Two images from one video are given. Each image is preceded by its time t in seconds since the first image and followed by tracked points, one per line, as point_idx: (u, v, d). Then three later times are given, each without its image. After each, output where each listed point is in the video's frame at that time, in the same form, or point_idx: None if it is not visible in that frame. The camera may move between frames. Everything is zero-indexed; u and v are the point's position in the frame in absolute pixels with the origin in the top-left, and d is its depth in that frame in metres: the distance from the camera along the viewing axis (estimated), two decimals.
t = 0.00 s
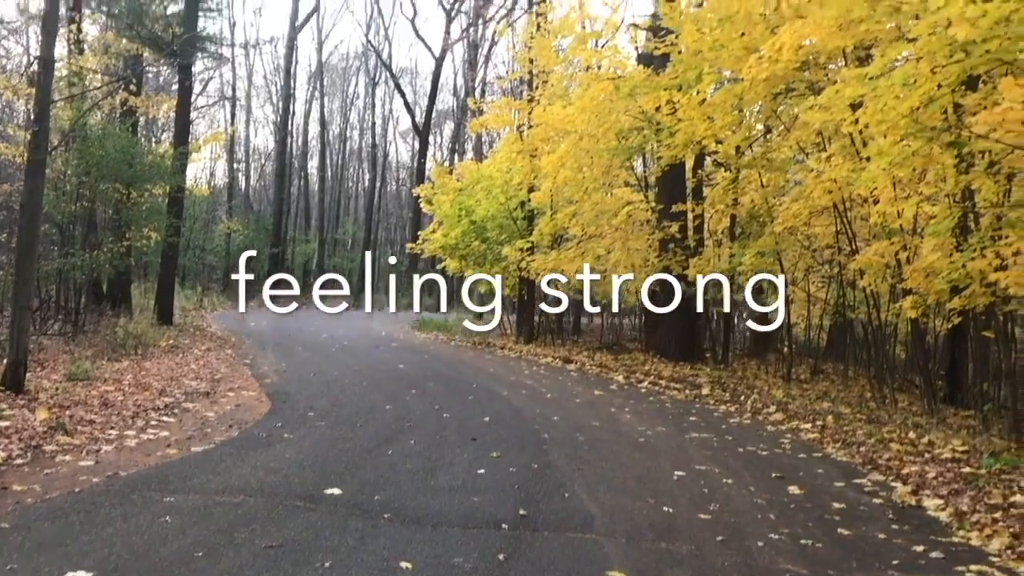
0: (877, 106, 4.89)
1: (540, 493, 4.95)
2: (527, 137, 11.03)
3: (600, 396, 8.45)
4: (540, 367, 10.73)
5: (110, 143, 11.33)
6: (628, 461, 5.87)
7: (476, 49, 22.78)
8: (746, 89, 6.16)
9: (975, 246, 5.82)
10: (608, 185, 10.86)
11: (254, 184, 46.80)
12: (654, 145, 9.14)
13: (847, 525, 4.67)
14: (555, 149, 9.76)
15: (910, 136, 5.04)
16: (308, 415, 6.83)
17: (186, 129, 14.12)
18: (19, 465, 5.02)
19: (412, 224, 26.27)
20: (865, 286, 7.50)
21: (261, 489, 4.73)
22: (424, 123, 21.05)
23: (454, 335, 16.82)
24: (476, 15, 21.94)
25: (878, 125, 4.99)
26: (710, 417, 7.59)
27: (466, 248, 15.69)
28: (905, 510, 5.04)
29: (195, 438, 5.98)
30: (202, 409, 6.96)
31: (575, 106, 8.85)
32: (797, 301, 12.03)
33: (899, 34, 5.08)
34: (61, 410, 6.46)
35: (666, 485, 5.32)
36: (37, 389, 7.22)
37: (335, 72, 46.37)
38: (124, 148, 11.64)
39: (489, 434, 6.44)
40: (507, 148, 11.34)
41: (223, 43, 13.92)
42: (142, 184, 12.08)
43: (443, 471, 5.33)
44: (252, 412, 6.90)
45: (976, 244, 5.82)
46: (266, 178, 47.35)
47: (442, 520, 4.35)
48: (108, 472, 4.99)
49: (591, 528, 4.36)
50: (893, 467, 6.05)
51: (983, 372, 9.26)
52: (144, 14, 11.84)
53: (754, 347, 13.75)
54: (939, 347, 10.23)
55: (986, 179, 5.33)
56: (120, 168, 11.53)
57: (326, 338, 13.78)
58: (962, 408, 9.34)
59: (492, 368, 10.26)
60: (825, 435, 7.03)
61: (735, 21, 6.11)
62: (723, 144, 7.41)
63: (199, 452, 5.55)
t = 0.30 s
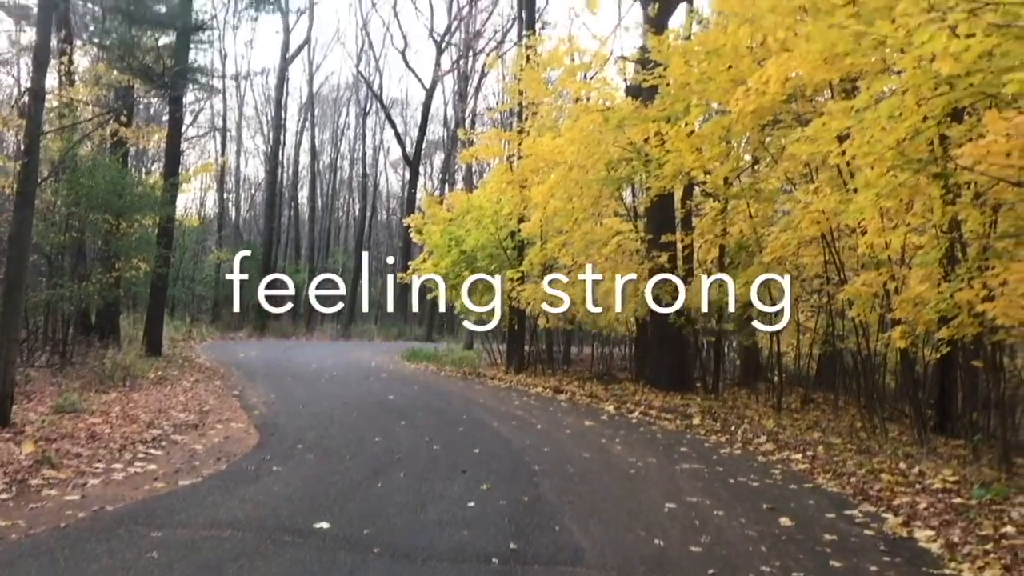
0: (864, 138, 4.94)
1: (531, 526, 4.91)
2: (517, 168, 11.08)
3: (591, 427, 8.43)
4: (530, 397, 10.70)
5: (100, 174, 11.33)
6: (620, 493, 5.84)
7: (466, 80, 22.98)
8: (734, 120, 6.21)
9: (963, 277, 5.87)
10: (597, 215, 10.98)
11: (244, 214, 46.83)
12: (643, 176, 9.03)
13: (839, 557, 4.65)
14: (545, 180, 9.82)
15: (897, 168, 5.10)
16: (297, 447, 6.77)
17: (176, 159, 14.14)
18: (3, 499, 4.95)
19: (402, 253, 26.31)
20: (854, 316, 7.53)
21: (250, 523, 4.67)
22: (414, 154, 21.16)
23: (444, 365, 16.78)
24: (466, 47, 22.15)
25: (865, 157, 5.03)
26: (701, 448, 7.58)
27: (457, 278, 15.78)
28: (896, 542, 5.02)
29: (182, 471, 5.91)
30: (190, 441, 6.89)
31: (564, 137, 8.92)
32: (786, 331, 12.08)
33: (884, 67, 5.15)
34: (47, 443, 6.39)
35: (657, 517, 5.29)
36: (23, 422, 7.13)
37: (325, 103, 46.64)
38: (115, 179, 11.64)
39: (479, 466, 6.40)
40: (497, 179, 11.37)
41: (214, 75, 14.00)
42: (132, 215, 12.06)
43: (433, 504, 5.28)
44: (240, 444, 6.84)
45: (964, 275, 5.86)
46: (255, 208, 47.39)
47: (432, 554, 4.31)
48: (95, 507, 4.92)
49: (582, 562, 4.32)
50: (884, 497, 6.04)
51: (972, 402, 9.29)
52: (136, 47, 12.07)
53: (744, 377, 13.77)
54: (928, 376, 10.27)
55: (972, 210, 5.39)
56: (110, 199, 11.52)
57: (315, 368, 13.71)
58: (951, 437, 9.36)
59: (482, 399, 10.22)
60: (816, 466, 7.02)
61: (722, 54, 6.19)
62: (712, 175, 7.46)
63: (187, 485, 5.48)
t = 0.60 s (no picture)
0: (849, 176, 5.01)
1: (520, 565, 4.85)
2: (506, 202, 11.13)
3: (579, 463, 8.38)
4: (518, 433, 10.65)
5: (88, 208, 11.28)
6: (610, 530, 5.79)
7: (455, 115, 23.14)
8: (721, 156, 6.27)
9: (948, 313, 5.92)
10: (586, 250, 10.91)
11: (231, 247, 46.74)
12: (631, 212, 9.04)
13: None
14: (533, 214, 9.86)
15: (882, 206, 5.17)
16: (283, 484, 6.69)
17: (164, 193, 14.12)
18: None
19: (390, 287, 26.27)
20: (841, 351, 7.56)
21: (234, 562, 4.59)
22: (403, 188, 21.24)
23: (432, 400, 16.69)
24: (455, 83, 22.33)
25: (850, 195, 5.10)
26: (690, 484, 7.55)
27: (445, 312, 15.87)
28: None
29: (166, 508, 5.82)
30: (175, 478, 6.79)
31: (553, 172, 9.01)
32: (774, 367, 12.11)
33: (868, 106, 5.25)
34: (29, 479, 6.28)
35: (647, 555, 5.24)
36: (4, 458, 7.02)
37: (314, 137, 46.84)
38: (103, 213, 11.58)
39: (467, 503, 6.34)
40: (485, 214, 11.39)
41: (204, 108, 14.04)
42: (118, 249, 11.98)
43: (420, 542, 5.22)
44: (226, 481, 6.75)
45: (949, 311, 5.92)
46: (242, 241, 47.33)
47: None
48: (76, 545, 4.83)
49: None
50: (873, 534, 6.02)
51: (959, 438, 9.31)
52: (127, 81, 11.97)
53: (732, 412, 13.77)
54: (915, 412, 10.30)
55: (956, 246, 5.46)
56: (97, 233, 11.46)
57: (302, 403, 13.60)
58: (939, 473, 9.37)
59: (470, 435, 10.15)
60: (804, 502, 7.00)
61: (708, 91, 6.27)
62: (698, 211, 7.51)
63: (171, 523, 5.39)
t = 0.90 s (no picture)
0: (834, 223, 5.09)
1: None
2: (494, 243, 11.16)
3: (566, 507, 8.32)
4: (505, 476, 10.56)
5: (76, 247, 11.12)
6: None
7: (445, 157, 23.32)
8: (707, 201, 6.33)
9: (934, 358, 5.97)
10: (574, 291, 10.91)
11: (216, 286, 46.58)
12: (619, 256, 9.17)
13: None
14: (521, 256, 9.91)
15: (867, 252, 5.24)
16: (266, 528, 6.59)
17: (152, 232, 14.11)
18: None
19: (377, 328, 26.18)
20: (828, 396, 7.57)
21: None
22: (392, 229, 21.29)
23: (418, 442, 16.57)
24: (444, 125, 22.53)
25: (835, 241, 5.17)
26: (677, 529, 7.50)
27: (432, 353, 15.80)
28: None
29: (147, 553, 5.71)
30: (157, 521, 6.68)
31: (540, 215, 9.15)
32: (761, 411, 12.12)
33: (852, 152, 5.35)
34: (7, 523, 6.16)
35: None
36: None
37: (302, 177, 47.02)
38: (90, 253, 11.41)
39: (454, 548, 6.26)
40: (474, 255, 11.39)
41: (194, 149, 14.10)
42: (105, 288, 11.71)
43: None
44: (209, 525, 6.64)
45: (935, 357, 5.97)
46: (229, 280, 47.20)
47: None
48: None
49: None
50: None
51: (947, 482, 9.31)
52: (117, 121, 12.22)
53: (720, 455, 13.72)
54: (902, 456, 10.30)
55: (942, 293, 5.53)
56: (84, 273, 11.27)
57: (287, 445, 13.47)
58: (928, 518, 9.34)
59: (457, 478, 10.07)
60: (792, 548, 6.96)
61: (695, 136, 6.33)
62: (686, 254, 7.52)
63: (150, 569, 5.28)
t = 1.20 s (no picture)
0: (823, 272, 5.11)
1: None
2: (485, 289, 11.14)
3: (557, 558, 8.20)
4: (495, 525, 10.43)
5: (64, 291, 11.12)
6: None
7: (436, 203, 23.45)
8: (698, 248, 6.35)
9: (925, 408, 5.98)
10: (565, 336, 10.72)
11: (205, 328, 46.36)
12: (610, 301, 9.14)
13: None
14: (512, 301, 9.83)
15: (858, 301, 5.26)
16: None
17: (143, 276, 14.10)
18: None
19: (367, 373, 26.02)
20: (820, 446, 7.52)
21: None
22: (383, 273, 21.30)
23: (407, 490, 16.37)
24: (436, 172, 22.69)
25: (826, 290, 5.19)
26: None
27: (421, 399, 15.67)
28: None
29: None
30: (140, 572, 6.55)
31: (532, 260, 9.05)
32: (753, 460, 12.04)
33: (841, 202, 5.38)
34: None
35: None
36: None
37: (294, 219, 47.16)
38: (79, 297, 11.45)
39: None
40: (465, 300, 11.35)
41: (186, 193, 14.15)
42: (93, 332, 11.84)
43: None
44: None
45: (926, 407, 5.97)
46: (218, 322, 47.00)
47: None
48: None
49: None
50: None
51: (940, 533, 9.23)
52: (109, 167, 12.05)
53: (712, 504, 13.60)
54: (895, 506, 10.22)
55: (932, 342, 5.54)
56: (72, 316, 11.29)
57: (274, 492, 13.29)
58: (921, 569, 9.24)
59: (446, 527, 9.93)
60: None
61: (685, 184, 6.33)
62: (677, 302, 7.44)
63: None
